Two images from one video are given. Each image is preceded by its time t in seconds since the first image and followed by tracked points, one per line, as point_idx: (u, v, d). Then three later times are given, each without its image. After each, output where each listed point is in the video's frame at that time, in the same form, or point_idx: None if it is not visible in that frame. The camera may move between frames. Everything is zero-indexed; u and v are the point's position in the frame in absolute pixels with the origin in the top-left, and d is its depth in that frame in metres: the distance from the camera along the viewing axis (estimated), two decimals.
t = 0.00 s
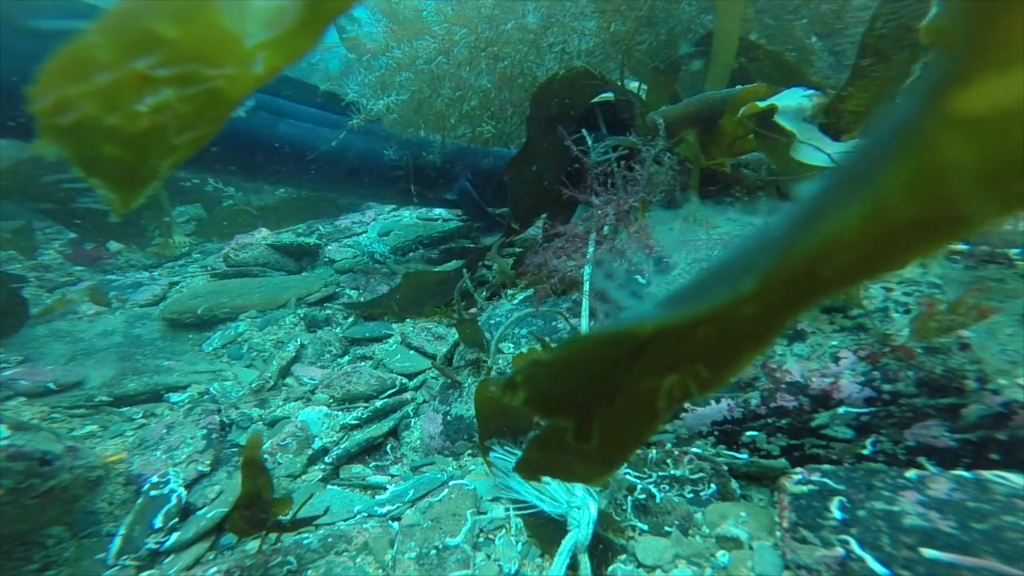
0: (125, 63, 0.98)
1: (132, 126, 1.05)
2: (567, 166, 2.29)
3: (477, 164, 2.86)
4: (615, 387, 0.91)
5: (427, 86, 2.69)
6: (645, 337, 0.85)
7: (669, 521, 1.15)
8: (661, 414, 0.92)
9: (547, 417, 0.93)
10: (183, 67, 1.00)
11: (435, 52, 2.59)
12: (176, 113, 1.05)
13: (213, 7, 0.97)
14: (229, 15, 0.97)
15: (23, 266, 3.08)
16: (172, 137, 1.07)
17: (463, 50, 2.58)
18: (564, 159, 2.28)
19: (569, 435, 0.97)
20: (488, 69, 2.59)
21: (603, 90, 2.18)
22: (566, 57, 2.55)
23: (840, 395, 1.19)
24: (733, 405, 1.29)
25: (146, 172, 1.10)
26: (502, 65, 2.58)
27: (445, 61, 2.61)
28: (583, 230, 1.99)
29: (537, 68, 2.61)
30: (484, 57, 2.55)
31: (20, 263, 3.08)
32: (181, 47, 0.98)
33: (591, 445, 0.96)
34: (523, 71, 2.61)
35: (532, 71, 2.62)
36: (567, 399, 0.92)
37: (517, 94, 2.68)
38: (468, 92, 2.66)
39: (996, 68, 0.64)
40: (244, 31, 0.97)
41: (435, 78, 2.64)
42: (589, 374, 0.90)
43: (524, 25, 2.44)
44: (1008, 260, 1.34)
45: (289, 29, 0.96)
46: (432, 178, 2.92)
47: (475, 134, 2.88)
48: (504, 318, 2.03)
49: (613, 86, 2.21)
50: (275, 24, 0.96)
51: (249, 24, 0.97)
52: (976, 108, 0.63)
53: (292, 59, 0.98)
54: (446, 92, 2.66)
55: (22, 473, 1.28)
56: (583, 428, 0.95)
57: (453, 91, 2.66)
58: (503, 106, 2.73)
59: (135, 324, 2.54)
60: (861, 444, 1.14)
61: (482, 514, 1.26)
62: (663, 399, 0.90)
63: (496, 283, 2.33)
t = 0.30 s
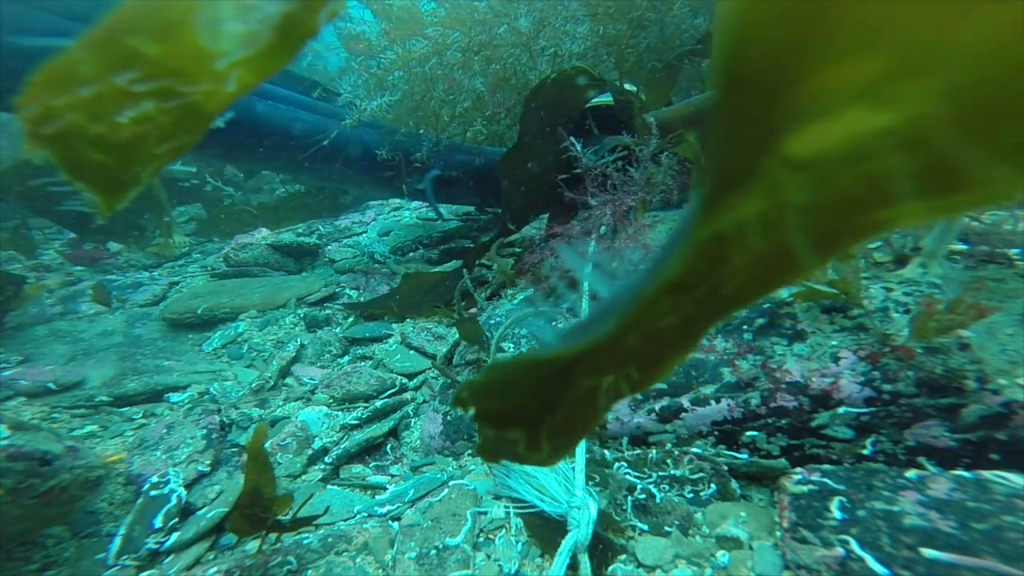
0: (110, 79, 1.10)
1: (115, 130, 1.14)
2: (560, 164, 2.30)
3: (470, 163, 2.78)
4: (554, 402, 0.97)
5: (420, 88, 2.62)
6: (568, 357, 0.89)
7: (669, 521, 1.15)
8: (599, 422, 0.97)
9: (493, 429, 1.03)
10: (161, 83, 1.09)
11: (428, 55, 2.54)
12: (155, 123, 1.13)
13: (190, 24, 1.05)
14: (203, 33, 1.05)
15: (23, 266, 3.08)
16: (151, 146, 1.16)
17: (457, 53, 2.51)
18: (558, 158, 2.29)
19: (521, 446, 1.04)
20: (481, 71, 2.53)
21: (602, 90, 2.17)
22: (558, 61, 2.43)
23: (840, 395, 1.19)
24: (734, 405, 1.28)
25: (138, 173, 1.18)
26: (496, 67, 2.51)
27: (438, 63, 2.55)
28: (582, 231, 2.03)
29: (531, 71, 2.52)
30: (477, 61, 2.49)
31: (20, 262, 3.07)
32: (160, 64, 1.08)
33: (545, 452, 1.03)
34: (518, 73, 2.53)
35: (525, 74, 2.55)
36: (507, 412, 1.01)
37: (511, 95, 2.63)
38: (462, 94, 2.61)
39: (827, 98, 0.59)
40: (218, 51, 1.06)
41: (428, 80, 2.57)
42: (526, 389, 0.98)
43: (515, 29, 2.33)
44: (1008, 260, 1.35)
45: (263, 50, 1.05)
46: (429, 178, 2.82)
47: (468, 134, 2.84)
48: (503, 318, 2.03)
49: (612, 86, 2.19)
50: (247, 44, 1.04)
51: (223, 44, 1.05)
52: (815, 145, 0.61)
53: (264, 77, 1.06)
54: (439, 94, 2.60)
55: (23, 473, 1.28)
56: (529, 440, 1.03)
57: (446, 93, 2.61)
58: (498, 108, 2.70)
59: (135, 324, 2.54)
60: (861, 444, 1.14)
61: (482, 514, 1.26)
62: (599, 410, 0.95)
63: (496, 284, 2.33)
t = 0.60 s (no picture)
0: (102, 91, 1.13)
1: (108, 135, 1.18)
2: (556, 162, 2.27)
3: (461, 164, 2.69)
4: (506, 399, 1.06)
5: (414, 89, 2.54)
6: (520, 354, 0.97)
7: (669, 521, 1.15)
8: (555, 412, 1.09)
9: (451, 424, 1.10)
10: (150, 97, 1.11)
11: (421, 58, 2.47)
12: (145, 134, 1.18)
13: (178, 37, 1.05)
14: (191, 49, 1.06)
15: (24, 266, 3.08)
16: (140, 152, 1.22)
17: (449, 57, 2.41)
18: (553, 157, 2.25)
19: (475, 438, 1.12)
20: (474, 74, 2.40)
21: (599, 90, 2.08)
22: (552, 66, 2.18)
23: (840, 395, 1.18)
24: (734, 405, 1.28)
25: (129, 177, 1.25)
26: (489, 70, 2.35)
27: (430, 66, 2.46)
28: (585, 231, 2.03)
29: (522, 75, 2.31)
30: (469, 64, 2.37)
31: (20, 262, 3.07)
32: (155, 79, 1.09)
33: (499, 444, 1.12)
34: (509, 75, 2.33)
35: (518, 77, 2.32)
36: (465, 408, 1.08)
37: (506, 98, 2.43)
38: (455, 99, 2.49)
39: (683, 155, 0.70)
40: (201, 70, 1.06)
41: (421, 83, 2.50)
42: (481, 386, 1.04)
43: (508, 33, 2.18)
44: (1008, 260, 1.35)
45: (246, 74, 1.06)
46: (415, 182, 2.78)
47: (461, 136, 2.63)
48: (503, 318, 2.01)
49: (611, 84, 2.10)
50: (232, 67, 1.05)
51: (207, 65, 1.06)
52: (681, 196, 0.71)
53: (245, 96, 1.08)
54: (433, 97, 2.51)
55: (22, 472, 1.28)
56: (483, 432, 1.11)
57: (439, 95, 2.50)
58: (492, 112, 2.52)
59: (135, 324, 2.54)
60: (861, 444, 1.14)
61: (482, 513, 1.26)
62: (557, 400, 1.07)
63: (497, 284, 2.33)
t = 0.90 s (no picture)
0: (121, 110, 1.25)
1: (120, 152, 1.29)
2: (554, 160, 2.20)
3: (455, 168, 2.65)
4: (462, 384, 1.09)
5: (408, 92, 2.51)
6: (478, 343, 1.01)
7: (669, 522, 1.15)
8: (516, 408, 1.12)
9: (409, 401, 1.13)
10: (157, 119, 1.23)
11: (414, 63, 2.45)
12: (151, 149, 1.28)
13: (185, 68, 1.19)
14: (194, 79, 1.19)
15: (24, 266, 3.08)
16: (150, 166, 1.32)
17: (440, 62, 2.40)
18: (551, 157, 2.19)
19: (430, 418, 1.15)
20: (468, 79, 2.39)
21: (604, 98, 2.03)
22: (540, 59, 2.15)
23: (840, 395, 1.18)
24: (734, 405, 1.28)
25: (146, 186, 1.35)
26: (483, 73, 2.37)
27: (423, 70, 2.44)
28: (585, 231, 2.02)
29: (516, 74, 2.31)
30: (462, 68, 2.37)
31: (21, 262, 3.06)
32: (166, 104, 1.21)
33: (450, 427, 1.14)
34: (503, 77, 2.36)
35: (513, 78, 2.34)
36: (426, 384, 1.11)
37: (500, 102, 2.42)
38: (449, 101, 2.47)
39: (624, 164, 0.73)
40: (201, 96, 1.20)
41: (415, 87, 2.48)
42: (446, 368, 1.08)
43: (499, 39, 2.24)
44: (1009, 260, 1.35)
45: (242, 100, 1.21)
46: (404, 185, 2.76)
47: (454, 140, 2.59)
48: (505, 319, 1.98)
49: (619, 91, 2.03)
50: (230, 94, 1.19)
51: (209, 93, 1.20)
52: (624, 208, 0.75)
53: (240, 118, 1.22)
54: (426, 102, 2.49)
55: (22, 472, 1.28)
56: (441, 414, 1.13)
57: (432, 100, 2.48)
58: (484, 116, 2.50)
59: (135, 324, 2.54)
60: (861, 444, 1.14)
61: (482, 513, 1.26)
62: (519, 395, 1.09)
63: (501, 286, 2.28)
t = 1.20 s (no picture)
0: (143, 134, 1.26)
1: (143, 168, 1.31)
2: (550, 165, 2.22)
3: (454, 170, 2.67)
4: (449, 383, 1.08)
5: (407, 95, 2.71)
6: (460, 344, 1.00)
7: (669, 521, 1.15)
8: (500, 400, 1.12)
9: (393, 404, 1.12)
10: (177, 142, 1.25)
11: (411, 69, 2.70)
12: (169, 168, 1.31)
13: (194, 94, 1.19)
14: (206, 105, 1.19)
15: (24, 266, 3.08)
16: (171, 184, 1.35)
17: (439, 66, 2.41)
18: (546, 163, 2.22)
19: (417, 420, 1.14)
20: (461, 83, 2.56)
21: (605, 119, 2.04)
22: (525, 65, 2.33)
23: (840, 395, 1.18)
24: (734, 405, 1.28)
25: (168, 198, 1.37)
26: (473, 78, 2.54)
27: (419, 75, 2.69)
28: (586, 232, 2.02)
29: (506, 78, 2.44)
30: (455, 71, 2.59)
31: (21, 262, 3.06)
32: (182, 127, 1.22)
33: (438, 424, 1.14)
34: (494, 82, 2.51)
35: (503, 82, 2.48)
36: (410, 386, 1.09)
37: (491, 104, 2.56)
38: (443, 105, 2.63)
39: (589, 174, 0.74)
40: (211, 121, 1.20)
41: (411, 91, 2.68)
42: (433, 369, 1.06)
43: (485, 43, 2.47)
44: (1008, 260, 1.35)
45: (248, 125, 1.21)
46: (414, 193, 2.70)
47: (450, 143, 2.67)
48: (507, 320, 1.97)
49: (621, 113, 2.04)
50: (238, 119, 1.20)
51: (217, 117, 1.20)
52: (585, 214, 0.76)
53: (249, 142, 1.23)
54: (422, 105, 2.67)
55: (22, 472, 1.28)
56: (427, 414, 1.13)
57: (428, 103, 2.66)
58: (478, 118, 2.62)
59: (135, 324, 2.54)
60: (861, 444, 1.14)
61: (482, 514, 1.26)
62: (501, 391, 1.10)
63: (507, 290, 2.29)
